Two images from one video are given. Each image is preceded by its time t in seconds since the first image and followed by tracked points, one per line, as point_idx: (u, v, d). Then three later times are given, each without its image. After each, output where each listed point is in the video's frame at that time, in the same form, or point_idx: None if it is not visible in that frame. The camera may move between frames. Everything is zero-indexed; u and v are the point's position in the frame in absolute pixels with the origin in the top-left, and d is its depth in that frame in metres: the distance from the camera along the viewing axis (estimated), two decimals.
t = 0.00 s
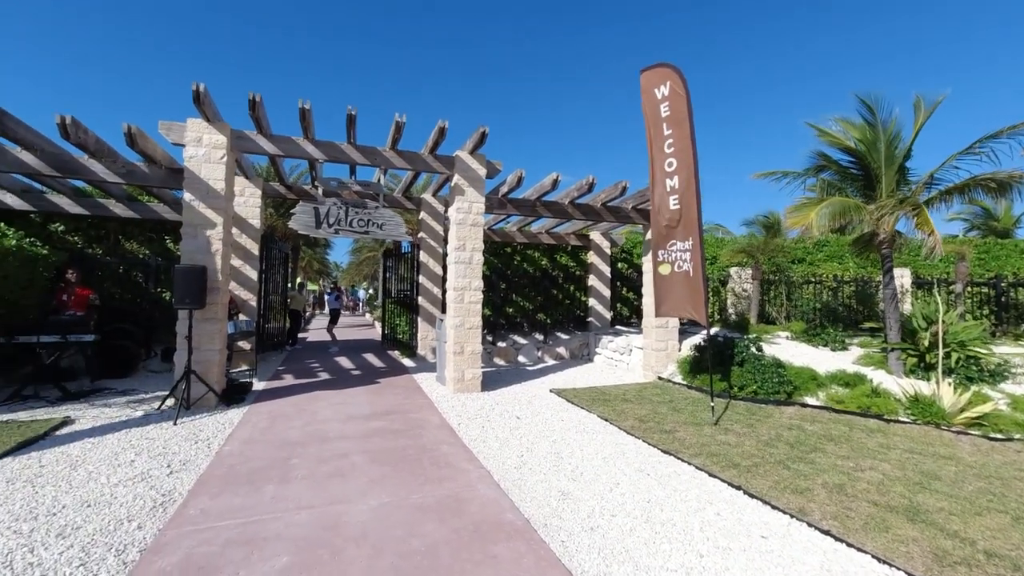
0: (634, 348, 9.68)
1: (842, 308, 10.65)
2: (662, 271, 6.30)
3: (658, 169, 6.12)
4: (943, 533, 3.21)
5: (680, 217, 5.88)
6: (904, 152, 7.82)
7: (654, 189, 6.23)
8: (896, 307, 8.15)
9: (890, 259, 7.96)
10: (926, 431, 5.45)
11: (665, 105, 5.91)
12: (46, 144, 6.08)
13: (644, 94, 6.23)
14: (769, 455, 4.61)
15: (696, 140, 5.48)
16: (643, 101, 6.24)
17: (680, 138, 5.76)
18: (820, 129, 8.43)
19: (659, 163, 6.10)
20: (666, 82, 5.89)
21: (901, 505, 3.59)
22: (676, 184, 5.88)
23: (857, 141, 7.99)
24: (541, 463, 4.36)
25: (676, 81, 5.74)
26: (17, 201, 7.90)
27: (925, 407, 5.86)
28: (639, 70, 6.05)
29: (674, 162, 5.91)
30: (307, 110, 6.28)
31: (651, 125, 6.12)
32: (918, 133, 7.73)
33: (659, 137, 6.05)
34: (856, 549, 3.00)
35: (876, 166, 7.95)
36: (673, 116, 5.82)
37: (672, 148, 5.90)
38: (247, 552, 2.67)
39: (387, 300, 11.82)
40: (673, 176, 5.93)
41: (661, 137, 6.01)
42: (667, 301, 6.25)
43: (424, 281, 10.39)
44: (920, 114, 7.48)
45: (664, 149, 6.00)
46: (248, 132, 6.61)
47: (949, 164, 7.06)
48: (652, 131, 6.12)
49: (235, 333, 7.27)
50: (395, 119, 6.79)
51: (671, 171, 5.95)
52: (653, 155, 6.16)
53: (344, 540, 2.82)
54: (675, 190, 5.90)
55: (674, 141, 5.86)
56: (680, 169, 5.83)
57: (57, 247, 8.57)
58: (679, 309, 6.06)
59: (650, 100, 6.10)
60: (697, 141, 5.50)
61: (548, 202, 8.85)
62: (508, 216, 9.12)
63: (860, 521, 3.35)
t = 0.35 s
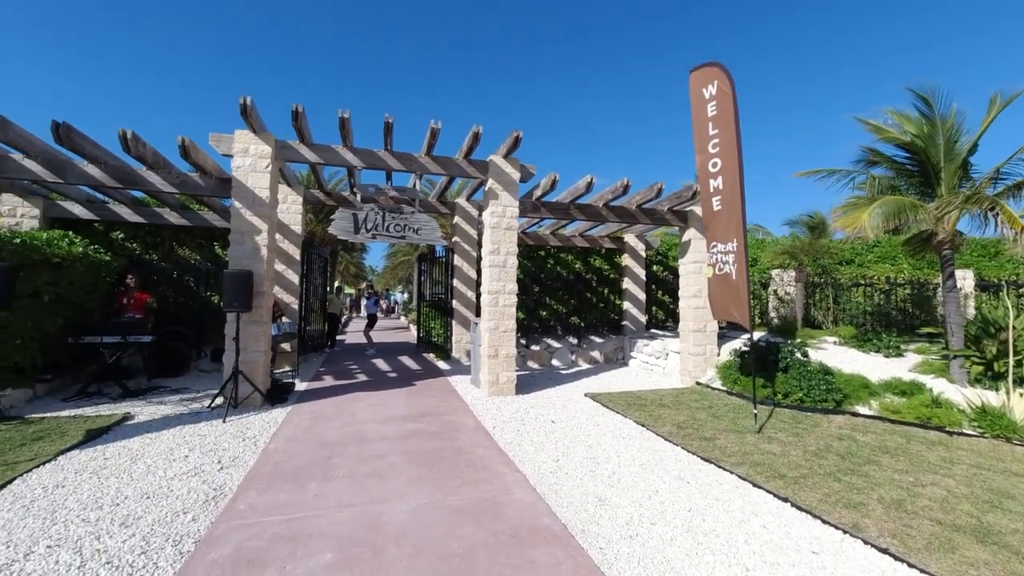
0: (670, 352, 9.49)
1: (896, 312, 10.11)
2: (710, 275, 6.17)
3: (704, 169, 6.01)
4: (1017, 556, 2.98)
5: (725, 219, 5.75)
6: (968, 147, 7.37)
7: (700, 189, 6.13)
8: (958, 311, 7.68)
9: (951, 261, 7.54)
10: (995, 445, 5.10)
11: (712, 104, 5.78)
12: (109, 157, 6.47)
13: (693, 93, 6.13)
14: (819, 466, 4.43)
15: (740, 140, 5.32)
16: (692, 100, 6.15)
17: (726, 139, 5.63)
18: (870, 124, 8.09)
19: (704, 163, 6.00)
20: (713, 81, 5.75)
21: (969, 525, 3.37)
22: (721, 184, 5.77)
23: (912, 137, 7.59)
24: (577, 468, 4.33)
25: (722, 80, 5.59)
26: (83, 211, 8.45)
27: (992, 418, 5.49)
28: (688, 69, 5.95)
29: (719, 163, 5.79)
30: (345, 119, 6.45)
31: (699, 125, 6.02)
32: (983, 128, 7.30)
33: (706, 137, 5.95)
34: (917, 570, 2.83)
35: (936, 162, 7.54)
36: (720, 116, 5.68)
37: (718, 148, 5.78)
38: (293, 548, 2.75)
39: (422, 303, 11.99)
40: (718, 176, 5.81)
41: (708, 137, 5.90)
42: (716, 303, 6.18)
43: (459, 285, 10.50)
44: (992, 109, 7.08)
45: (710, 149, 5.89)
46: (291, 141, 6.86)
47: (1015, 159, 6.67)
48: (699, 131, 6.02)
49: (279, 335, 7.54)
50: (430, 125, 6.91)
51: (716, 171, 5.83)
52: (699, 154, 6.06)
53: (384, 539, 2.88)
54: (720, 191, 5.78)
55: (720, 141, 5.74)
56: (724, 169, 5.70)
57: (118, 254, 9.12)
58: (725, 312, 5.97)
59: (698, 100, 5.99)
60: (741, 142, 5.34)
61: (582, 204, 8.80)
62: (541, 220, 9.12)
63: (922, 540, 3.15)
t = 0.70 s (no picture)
0: (712, 357, 9.26)
1: (961, 316, 9.45)
2: (768, 276, 6.08)
3: (762, 169, 5.84)
4: None
5: (781, 220, 5.60)
6: None
7: (760, 190, 5.94)
8: None
9: None
10: None
11: (765, 102, 5.64)
12: (168, 168, 6.86)
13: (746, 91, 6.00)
14: (877, 480, 4.22)
15: (792, 137, 5.17)
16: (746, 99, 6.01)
17: (779, 136, 5.46)
18: (932, 117, 7.67)
19: (762, 162, 5.83)
20: (764, 77, 5.62)
21: None
22: (778, 184, 5.58)
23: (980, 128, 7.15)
24: (618, 474, 4.29)
25: (773, 76, 5.44)
26: (145, 219, 9.01)
27: None
28: (739, 67, 5.84)
29: (775, 161, 5.60)
30: (386, 127, 6.62)
31: (754, 124, 5.87)
32: None
33: (760, 136, 5.79)
34: None
35: (1007, 155, 7.07)
36: (772, 113, 5.53)
37: (773, 147, 5.61)
38: (341, 543, 2.84)
39: (459, 306, 12.12)
40: (775, 176, 5.63)
41: (762, 136, 5.74)
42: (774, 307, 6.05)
43: (495, 288, 10.56)
44: None
45: (766, 148, 5.72)
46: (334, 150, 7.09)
47: None
48: (754, 130, 5.87)
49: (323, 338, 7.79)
50: (468, 131, 7.00)
51: (773, 171, 5.65)
52: (756, 154, 5.91)
53: (427, 539, 2.93)
54: (778, 191, 5.60)
55: (774, 139, 5.57)
56: (780, 168, 5.52)
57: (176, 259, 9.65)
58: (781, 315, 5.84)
59: (751, 98, 5.86)
60: (793, 139, 5.18)
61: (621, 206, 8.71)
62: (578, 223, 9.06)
63: (997, 563, 2.93)
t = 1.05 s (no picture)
0: (756, 361, 8.97)
1: None
2: (809, 279, 5.85)
3: (804, 166, 5.63)
4: None
5: (825, 218, 5.37)
6: None
7: (804, 188, 5.73)
8: None
9: None
10: None
11: (806, 97, 5.45)
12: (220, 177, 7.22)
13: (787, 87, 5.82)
14: (943, 495, 3.97)
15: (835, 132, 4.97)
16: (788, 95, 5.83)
17: (821, 131, 5.26)
18: (998, 106, 7.21)
19: (804, 160, 5.62)
20: (806, 72, 5.45)
21: None
22: (820, 181, 5.37)
23: None
24: (660, 479, 4.21)
25: (815, 69, 5.26)
26: (199, 226, 9.48)
27: None
28: (779, 63, 5.69)
29: (818, 158, 5.40)
30: (424, 132, 6.75)
31: (796, 120, 5.68)
32: None
33: (803, 132, 5.60)
34: None
35: None
36: (815, 108, 5.34)
37: (815, 142, 5.41)
38: (385, 539, 2.91)
39: (495, 308, 12.18)
40: (818, 173, 5.41)
41: (804, 131, 5.54)
42: (815, 309, 5.80)
43: (530, 290, 10.56)
44: None
45: (809, 145, 5.52)
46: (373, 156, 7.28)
47: None
48: (795, 126, 5.68)
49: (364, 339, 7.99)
50: (504, 134, 7.06)
51: (816, 167, 5.44)
52: (797, 151, 5.71)
53: (468, 538, 2.97)
54: (821, 188, 5.39)
55: (816, 134, 5.37)
56: (823, 164, 5.31)
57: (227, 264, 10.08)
58: (825, 317, 5.58)
59: (792, 94, 5.68)
60: (837, 133, 4.97)
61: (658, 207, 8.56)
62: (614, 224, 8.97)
63: None
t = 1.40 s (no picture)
0: (797, 363, 8.67)
1: None
2: (863, 281, 5.48)
3: (845, 160, 5.42)
4: None
5: (872, 214, 5.11)
6: None
7: (845, 183, 5.53)
8: None
9: None
10: None
11: (845, 88, 5.24)
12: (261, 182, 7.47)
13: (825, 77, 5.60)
14: (1011, 509, 3.73)
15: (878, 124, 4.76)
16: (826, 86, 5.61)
17: (862, 123, 5.04)
18: None
19: (845, 153, 5.41)
20: (844, 61, 5.22)
21: None
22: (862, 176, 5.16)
23: None
24: (699, 484, 4.11)
25: (855, 59, 5.03)
26: (242, 230, 9.84)
27: None
28: (816, 53, 5.48)
29: (859, 152, 5.19)
30: (457, 134, 6.78)
31: (835, 112, 5.47)
32: None
33: (843, 124, 5.38)
34: None
35: None
36: (854, 99, 5.12)
37: (855, 135, 5.20)
38: (423, 537, 2.95)
39: (526, 309, 12.16)
40: (860, 168, 5.20)
41: (844, 124, 5.33)
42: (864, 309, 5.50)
43: (561, 291, 10.50)
44: None
45: (849, 138, 5.31)
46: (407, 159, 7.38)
47: None
48: (835, 119, 5.48)
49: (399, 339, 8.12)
50: (537, 134, 7.04)
51: (857, 161, 5.23)
52: (836, 144, 5.51)
53: (505, 538, 2.98)
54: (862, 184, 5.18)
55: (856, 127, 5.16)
56: (864, 158, 5.11)
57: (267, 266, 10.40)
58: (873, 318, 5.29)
59: (831, 84, 5.46)
60: (879, 125, 4.75)
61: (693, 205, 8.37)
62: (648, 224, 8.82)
63: None
